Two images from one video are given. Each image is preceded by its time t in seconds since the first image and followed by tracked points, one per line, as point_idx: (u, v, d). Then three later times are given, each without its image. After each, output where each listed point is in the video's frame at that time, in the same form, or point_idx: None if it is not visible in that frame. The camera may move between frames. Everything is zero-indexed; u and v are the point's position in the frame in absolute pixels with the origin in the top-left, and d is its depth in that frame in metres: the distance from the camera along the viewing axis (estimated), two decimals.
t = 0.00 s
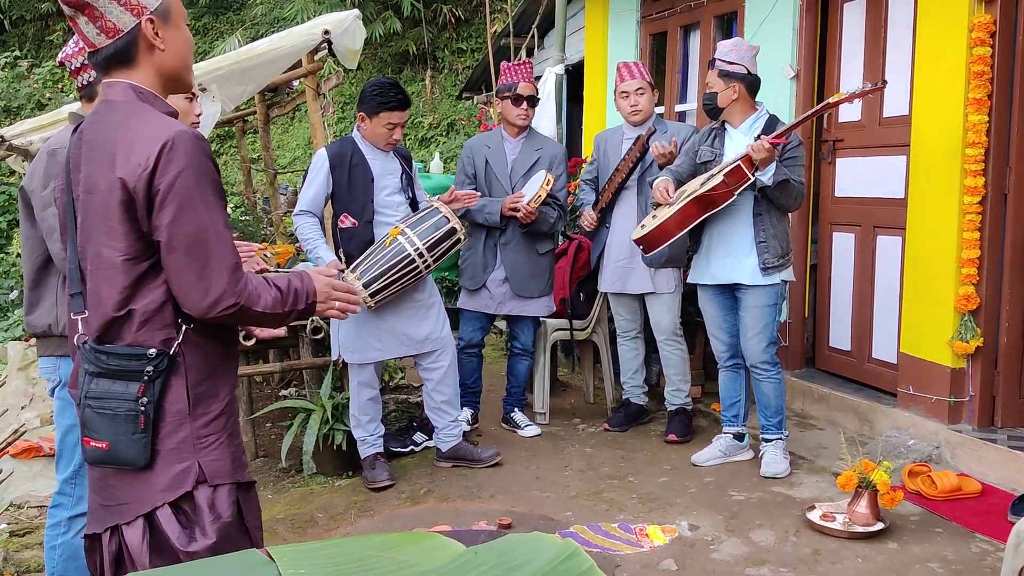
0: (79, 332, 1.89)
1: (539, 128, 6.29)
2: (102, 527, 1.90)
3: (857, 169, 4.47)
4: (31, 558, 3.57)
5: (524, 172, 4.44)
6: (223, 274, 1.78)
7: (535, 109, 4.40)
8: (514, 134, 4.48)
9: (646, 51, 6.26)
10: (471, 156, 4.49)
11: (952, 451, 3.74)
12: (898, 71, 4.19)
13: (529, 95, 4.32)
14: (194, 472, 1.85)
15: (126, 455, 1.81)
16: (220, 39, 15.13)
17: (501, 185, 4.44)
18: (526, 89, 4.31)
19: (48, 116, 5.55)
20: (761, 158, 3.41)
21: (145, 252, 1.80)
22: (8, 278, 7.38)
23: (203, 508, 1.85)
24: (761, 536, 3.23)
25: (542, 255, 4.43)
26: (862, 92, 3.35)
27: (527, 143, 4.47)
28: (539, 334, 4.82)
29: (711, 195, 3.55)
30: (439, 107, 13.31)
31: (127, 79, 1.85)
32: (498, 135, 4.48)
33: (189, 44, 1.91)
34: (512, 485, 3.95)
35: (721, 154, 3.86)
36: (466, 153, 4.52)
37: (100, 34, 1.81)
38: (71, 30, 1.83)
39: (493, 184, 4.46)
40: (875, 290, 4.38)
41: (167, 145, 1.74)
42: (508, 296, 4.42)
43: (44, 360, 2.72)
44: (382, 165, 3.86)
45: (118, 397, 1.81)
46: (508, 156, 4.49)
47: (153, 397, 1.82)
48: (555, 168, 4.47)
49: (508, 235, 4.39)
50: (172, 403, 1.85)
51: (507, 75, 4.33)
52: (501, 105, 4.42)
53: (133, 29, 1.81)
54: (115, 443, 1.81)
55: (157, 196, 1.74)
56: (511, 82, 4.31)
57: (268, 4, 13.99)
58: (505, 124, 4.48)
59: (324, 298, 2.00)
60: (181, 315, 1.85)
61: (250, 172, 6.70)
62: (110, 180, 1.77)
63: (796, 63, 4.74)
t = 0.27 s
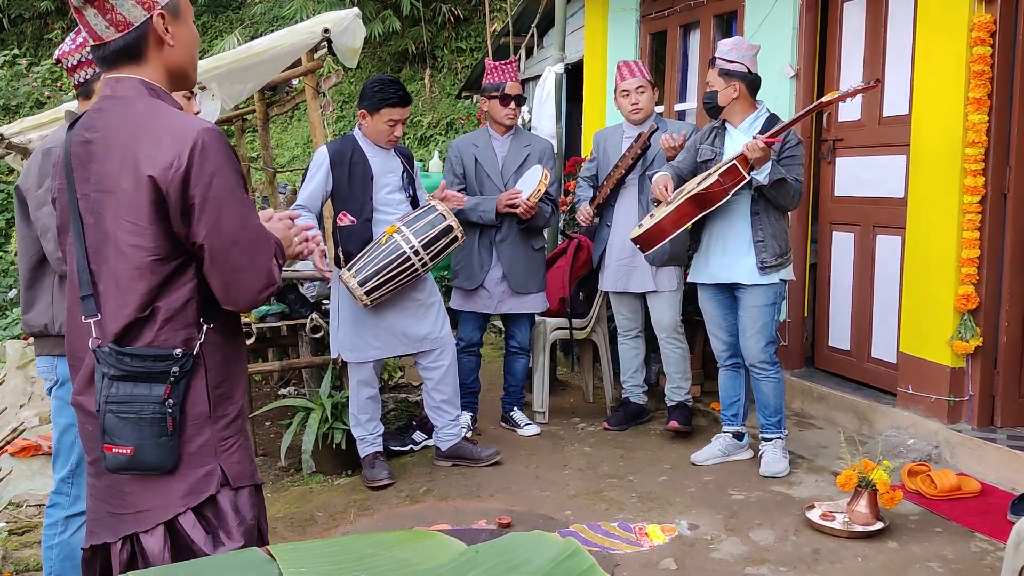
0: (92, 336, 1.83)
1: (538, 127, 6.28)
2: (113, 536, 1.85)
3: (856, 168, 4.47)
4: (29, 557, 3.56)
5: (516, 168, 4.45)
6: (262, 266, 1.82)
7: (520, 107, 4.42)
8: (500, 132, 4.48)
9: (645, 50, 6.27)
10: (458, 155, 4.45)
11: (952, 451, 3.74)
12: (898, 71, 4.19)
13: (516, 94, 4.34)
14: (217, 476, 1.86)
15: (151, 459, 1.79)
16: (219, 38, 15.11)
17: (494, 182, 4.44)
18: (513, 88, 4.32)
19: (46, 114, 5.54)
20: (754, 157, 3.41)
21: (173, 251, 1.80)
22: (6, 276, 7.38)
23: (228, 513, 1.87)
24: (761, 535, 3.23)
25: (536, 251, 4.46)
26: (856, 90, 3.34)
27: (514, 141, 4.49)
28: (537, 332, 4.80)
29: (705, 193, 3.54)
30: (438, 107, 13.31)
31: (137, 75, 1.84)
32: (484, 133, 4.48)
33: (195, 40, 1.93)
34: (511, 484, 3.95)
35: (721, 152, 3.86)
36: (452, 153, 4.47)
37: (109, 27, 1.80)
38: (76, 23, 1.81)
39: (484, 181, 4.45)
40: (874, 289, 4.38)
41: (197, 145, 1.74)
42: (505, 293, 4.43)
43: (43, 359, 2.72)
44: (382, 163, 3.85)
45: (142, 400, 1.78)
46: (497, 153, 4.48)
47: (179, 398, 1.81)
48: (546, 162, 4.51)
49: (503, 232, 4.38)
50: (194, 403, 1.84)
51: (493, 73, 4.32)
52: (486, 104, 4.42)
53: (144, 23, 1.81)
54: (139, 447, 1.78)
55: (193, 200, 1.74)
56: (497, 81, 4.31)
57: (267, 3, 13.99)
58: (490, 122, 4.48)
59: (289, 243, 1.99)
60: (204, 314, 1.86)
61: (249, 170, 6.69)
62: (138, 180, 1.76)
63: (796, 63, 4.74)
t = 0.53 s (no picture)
0: (98, 341, 1.83)
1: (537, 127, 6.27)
2: (116, 544, 1.84)
3: (856, 168, 4.47)
4: (27, 556, 3.56)
5: (503, 168, 4.46)
6: (267, 277, 1.85)
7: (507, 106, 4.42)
8: (487, 132, 4.47)
9: (644, 50, 6.27)
10: (445, 155, 4.44)
11: (950, 451, 3.74)
12: (897, 71, 4.19)
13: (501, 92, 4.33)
14: (224, 482, 1.87)
15: (158, 466, 1.79)
16: (218, 37, 15.10)
17: (481, 182, 4.44)
18: (499, 86, 4.32)
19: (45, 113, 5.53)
20: (751, 157, 3.41)
21: (179, 255, 1.80)
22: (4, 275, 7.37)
23: (235, 519, 1.88)
24: (760, 535, 3.23)
25: (524, 250, 4.47)
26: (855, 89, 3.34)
27: (500, 140, 4.49)
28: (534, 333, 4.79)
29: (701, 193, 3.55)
30: (436, 106, 13.30)
31: (142, 75, 1.84)
32: (470, 133, 4.46)
33: (199, 43, 1.93)
34: (510, 484, 3.95)
35: (721, 151, 3.86)
36: (438, 153, 4.46)
37: (114, 24, 1.79)
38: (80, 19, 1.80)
39: (471, 180, 4.44)
40: (873, 289, 4.38)
41: (207, 150, 1.74)
42: (497, 293, 4.43)
43: (40, 358, 2.72)
44: (382, 163, 3.85)
45: (150, 406, 1.78)
46: (484, 152, 4.48)
47: (186, 404, 1.82)
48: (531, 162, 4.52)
49: (494, 232, 4.38)
50: (202, 409, 1.85)
51: (477, 73, 4.31)
52: (472, 103, 4.39)
53: (151, 22, 1.81)
54: (147, 455, 1.78)
55: (202, 205, 1.74)
56: (483, 80, 4.30)
57: (266, 2, 13.99)
58: (477, 121, 4.47)
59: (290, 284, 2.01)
60: (210, 319, 1.86)
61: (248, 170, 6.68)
62: (146, 184, 1.75)
63: (795, 63, 4.74)
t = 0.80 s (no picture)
0: (94, 341, 1.83)
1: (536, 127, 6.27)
2: (113, 545, 1.84)
3: (854, 168, 4.47)
4: (25, 556, 3.55)
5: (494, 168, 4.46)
6: (257, 274, 1.81)
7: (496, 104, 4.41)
8: (477, 130, 4.47)
9: (643, 50, 6.27)
10: (436, 152, 4.43)
11: (948, 451, 3.74)
12: (896, 71, 4.19)
13: (490, 91, 4.32)
14: (222, 483, 1.87)
15: (156, 466, 1.79)
16: (217, 36, 15.09)
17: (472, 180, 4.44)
18: (488, 85, 4.32)
19: (43, 112, 5.51)
20: (751, 158, 3.41)
21: (175, 253, 1.79)
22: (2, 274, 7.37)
23: (233, 520, 1.88)
24: (758, 535, 3.23)
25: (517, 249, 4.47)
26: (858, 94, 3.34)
27: (491, 139, 4.49)
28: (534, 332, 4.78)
29: (700, 194, 3.55)
30: (435, 106, 13.29)
31: (140, 73, 1.84)
32: (461, 131, 4.47)
33: (198, 49, 1.93)
34: (509, 484, 3.95)
35: (721, 151, 3.86)
36: (429, 150, 4.46)
37: (116, 19, 1.79)
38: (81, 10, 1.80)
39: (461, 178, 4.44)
40: (872, 289, 4.38)
41: (203, 145, 1.74)
42: (494, 292, 4.43)
43: (38, 357, 2.72)
44: (381, 161, 3.85)
45: (147, 407, 1.78)
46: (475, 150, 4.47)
47: (183, 405, 1.82)
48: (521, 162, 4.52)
49: (487, 230, 4.39)
50: (199, 409, 1.85)
51: (467, 72, 4.33)
52: (462, 103, 4.40)
53: (153, 21, 1.81)
54: (143, 455, 1.78)
55: (195, 196, 1.74)
56: (472, 78, 4.31)
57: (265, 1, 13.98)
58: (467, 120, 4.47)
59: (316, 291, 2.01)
60: (206, 319, 1.86)
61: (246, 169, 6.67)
62: (141, 181, 1.75)
63: (794, 63, 4.74)
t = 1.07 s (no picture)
0: (86, 337, 1.83)
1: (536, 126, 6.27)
2: (105, 540, 1.85)
3: (854, 168, 4.47)
4: (24, 555, 3.55)
5: (494, 167, 4.46)
6: (259, 267, 1.84)
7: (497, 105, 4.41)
8: (478, 130, 4.47)
9: (643, 49, 6.27)
10: (436, 152, 4.42)
11: (948, 451, 3.74)
12: (896, 71, 4.18)
13: (491, 90, 4.31)
14: (211, 478, 1.86)
15: (146, 463, 1.78)
16: (217, 35, 15.08)
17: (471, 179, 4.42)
18: (490, 83, 4.31)
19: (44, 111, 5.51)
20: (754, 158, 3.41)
21: (169, 251, 1.80)
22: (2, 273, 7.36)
23: (222, 515, 1.87)
24: (757, 535, 3.23)
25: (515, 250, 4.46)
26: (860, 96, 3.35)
27: (491, 139, 4.49)
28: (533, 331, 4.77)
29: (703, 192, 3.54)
30: (435, 105, 13.29)
31: (134, 71, 1.83)
32: (461, 130, 4.46)
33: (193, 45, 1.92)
34: (508, 483, 3.95)
35: (720, 151, 3.86)
36: (428, 148, 4.43)
37: (110, 17, 1.79)
38: (76, 10, 1.80)
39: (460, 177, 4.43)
40: (871, 290, 4.38)
41: (195, 146, 1.73)
42: (492, 293, 4.43)
43: (38, 355, 2.72)
44: (382, 160, 3.84)
45: (137, 403, 1.77)
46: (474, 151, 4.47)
47: (173, 401, 1.81)
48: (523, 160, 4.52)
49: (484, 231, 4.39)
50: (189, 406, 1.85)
51: (469, 70, 4.32)
52: (463, 101, 4.39)
53: (147, 18, 1.81)
54: (133, 451, 1.77)
55: (191, 200, 1.74)
56: (473, 77, 4.30)
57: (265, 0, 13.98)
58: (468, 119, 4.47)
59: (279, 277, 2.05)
60: (199, 315, 1.86)
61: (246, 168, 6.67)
62: (134, 180, 1.75)
63: (794, 62, 4.74)
